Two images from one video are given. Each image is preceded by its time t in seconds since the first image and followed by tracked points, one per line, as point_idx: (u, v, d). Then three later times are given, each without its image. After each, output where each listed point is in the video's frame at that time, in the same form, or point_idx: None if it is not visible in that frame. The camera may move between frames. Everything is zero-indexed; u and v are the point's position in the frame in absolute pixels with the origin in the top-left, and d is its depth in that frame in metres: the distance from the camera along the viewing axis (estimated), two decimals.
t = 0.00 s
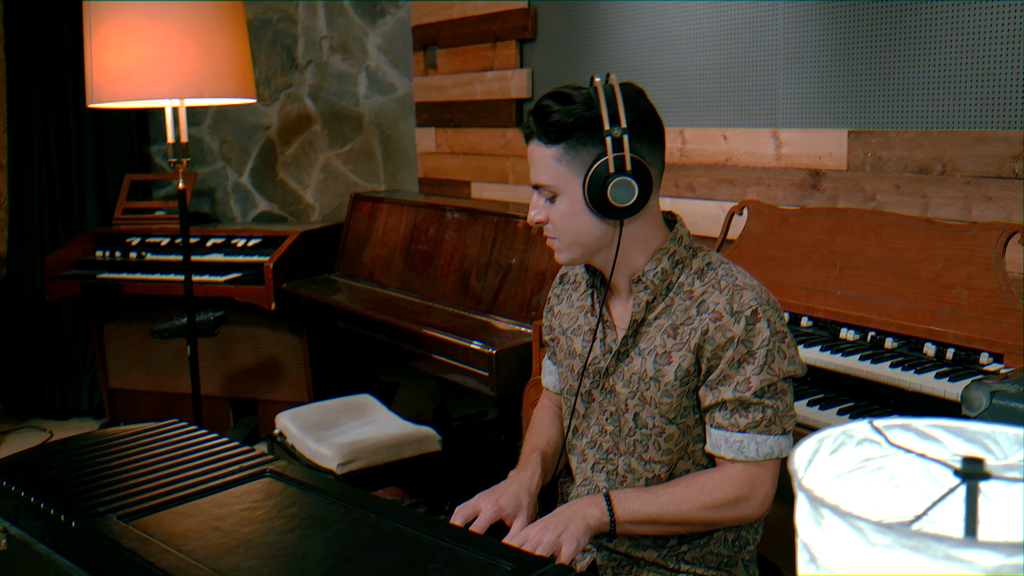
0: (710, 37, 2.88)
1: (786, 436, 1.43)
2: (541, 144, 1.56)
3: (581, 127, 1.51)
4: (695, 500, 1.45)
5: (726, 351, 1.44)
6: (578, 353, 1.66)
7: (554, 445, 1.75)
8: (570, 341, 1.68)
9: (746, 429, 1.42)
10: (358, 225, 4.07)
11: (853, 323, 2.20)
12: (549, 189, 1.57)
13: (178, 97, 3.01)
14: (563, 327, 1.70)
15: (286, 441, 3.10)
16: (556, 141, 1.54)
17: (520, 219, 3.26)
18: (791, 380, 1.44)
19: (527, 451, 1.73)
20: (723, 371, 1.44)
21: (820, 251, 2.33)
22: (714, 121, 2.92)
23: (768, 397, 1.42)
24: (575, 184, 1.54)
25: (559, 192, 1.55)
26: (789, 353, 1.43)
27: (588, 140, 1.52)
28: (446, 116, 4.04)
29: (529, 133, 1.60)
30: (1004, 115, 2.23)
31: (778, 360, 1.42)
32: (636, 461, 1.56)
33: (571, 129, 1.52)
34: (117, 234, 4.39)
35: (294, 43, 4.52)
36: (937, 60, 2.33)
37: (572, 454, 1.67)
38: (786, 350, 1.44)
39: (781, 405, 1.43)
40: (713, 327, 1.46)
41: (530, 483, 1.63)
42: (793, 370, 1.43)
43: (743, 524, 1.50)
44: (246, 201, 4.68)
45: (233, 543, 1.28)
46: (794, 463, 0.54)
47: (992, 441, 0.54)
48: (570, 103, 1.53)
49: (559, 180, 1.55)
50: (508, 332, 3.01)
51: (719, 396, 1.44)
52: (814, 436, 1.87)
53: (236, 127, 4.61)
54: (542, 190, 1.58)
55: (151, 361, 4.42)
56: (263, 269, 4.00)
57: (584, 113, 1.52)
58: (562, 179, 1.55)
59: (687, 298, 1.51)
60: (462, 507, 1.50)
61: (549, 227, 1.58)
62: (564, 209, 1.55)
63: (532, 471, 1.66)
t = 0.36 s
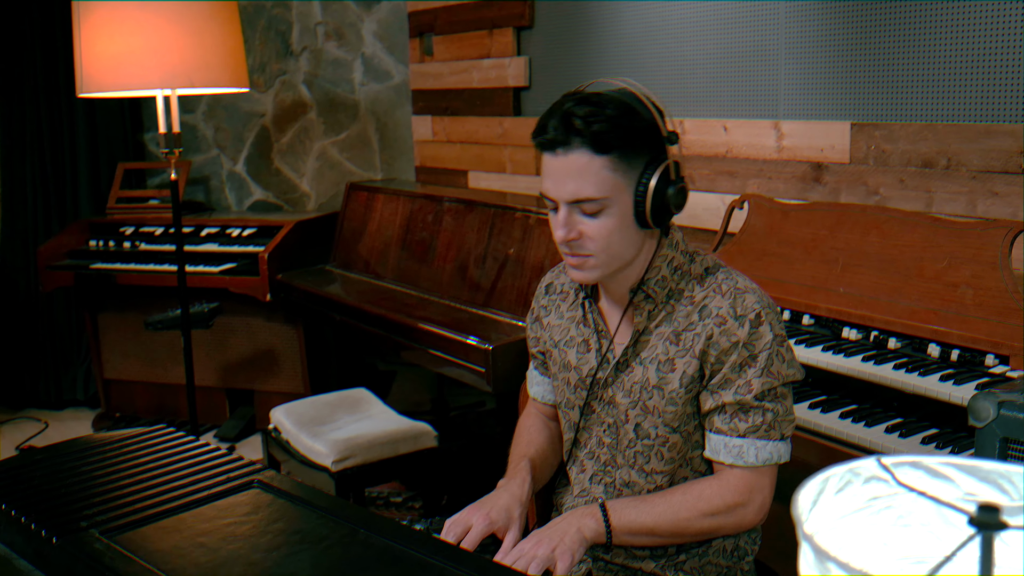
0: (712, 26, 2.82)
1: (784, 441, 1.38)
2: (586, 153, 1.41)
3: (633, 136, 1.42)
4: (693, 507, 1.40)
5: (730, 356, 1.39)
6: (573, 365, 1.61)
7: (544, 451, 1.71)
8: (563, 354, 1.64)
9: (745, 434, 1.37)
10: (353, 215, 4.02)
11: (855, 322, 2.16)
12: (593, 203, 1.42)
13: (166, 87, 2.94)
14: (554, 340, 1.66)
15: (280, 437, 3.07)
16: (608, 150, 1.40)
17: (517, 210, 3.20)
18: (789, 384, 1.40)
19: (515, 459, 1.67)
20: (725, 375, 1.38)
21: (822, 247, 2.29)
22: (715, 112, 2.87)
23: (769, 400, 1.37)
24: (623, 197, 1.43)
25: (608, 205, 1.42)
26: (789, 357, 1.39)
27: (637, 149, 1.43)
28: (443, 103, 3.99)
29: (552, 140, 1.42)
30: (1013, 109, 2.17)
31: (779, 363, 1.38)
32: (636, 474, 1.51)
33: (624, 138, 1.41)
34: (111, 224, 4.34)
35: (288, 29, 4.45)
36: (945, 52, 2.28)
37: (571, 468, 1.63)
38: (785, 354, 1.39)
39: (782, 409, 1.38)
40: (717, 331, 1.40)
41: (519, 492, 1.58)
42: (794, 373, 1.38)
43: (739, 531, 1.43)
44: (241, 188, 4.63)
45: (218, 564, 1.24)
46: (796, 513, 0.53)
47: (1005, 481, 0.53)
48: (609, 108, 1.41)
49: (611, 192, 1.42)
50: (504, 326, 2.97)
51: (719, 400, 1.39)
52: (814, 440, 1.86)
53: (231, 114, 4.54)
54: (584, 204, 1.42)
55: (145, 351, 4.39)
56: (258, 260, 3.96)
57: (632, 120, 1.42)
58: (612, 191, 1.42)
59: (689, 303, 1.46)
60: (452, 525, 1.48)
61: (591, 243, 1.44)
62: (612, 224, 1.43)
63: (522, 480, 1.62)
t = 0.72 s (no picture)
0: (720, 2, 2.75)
1: (800, 434, 1.34)
2: (637, 144, 1.34)
3: (688, 133, 1.36)
4: (707, 502, 1.36)
5: (753, 346, 1.34)
6: (582, 356, 1.55)
7: (540, 439, 1.67)
8: (571, 344, 1.57)
9: (762, 425, 1.33)
10: (354, 193, 3.96)
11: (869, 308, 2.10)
12: (635, 195, 1.37)
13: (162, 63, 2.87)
14: (558, 330, 1.60)
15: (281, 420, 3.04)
16: (660, 145, 1.34)
17: (521, 191, 3.14)
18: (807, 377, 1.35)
19: (513, 449, 1.62)
20: (746, 365, 1.34)
21: (834, 230, 2.23)
22: (723, 91, 2.81)
23: (789, 391, 1.33)
24: (665, 194, 1.38)
25: (650, 201, 1.37)
26: (806, 349, 1.34)
27: (687, 146, 1.37)
28: (445, 81, 3.92)
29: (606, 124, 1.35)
30: None
31: (800, 352, 1.34)
32: (649, 467, 1.47)
33: (678, 134, 1.34)
34: (108, 202, 4.29)
35: (287, 5, 4.37)
36: (961, 29, 2.21)
37: (577, 462, 1.57)
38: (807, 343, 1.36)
39: (800, 401, 1.33)
40: (743, 322, 1.36)
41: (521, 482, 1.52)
42: (812, 364, 1.34)
43: (752, 526, 1.40)
44: (241, 166, 4.56)
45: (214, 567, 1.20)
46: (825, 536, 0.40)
47: None
48: (666, 99, 1.34)
49: (655, 189, 1.36)
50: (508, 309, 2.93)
51: (738, 391, 1.35)
52: (826, 430, 1.82)
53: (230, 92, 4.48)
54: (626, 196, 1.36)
55: (144, 331, 4.35)
56: (258, 240, 3.91)
57: (689, 116, 1.36)
58: (656, 188, 1.36)
59: (710, 293, 1.41)
60: (454, 520, 1.40)
61: (624, 236, 1.38)
62: (649, 220, 1.38)
63: (522, 471, 1.55)
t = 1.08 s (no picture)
0: None
1: (827, 434, 1.29)
2: (597, 105, 1.30)
3: (655, 96, 1.28)
4: (726, 507, 1.33)
5: (768, 343, 1.28)
6: (596, 341, 1.50)
7: (565, 436, 1.63)
8: (586, 327, 1.52)
9: (784, 428, 1.28)
10: (357, 169, 3.89)
11: (888, 293, 2.03)
12: (598, 160, 1.32)
13: (160, 35, 2.78)
14: (577, 312, 1.55)
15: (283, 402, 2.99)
16: (621, 108, 1.28)
17: (527, 168, 3.07)
18: (834, 372, 1.29)
19: (535, 446, 1.59)
20: (763, 364, 1.28)
21: (852, 211, 2.17)
22: (736, 65, 2.73)
23: (812, 391, 1.27)
24: (634, 161, 1.31)
25: (613, 166, 1.31)
26: (833, 344, 1.28)
27: (658, 111, 1.29)
28: (449, 54, 3.83)
29: (571, 87, 1.32)
30: None
31: (823, 351, 1.27)
32: (661, 461, 1.41)
33: (642, 98, 1.27)
34: (108, 178, 4.23)
35: None
36: None
37: (590, 451, 1.53)
38: (831, 341, 1.28)
39: (826, 401, 1.28)
40: (755, 316, 1.29)
41: (538, 483, 1.49)
42: (837, 361, 1.27)
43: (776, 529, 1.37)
44: (242, 142, 4.53)
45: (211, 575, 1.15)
46: None
47: None
48: (639, 63, 1.27)
49: (616, 153, 1.30)
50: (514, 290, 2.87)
51: (757, 391, 1.29)
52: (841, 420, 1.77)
53: (230, 65, 4.42)
54: (589, 160, 1.32)
55: (145, 309, 4.30)
56: (259, 217, 3.84)
57: (656, 78, 1.27)
58: (620, 152, 1.30)
59: (723, 282, 1.34)
60: (468, 521, 1.39)
61: (591, 203, 1.34)
62: (616, 187, 1.32)
63: (542, 471, 1.53)
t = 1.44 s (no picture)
0: None
1: (853, 433, 1.22)
2: (617, 89, 1.21)
3: (677, 73, 1.20)
4: (744, 507, 1.26)
5: (794, 337, 1.21)
6: (613, 330, 1.44)
7: (569, 433, 1.59)
8: (602, 316, 1.46)
9: (809, 425, 1.21)
10: (359, 143, 3.81)
11: (908, 276, 1.97)
12: (627, 148, 1.22)
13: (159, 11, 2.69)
14: (592, 299, 1.48)
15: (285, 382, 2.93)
16: (644, 87, 1.20)
17: (534, 143, 3.00)
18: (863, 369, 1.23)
19: (540, 442, 1.55)
20: (787, 358, 1.22)
21: (871, 190, 2.10)
22: (750, 37, 2.65)
23: (838, 389, 1.20)
24: (665, 143, 1.22)
25: (644, 151, 1.22)
26: (863, 339, 1.21)
27: (683, 88, 1.21)
28: (453, 25, 3.74)
29: (585, 76, 1.23)
30: None
31: (853, 346, 1.20)
32: (678, 456, 1.36)
33: (664, 74, 1.19)
34: (106, 151, 4.16)
35: None
36: None
37: (602, 443, 1.47)
38: (861, 336, 1.22)
39: (854, 399, 1.21)
40: (781, 308, 1.22)
41: (541, 484, 1.46)
42: (867, 357, 1.21)
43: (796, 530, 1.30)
44: (242, 114, 4.44)
45: None
46: None
47: None
48: (650, 39, 1.20)
49: (647, 138, 1.21)
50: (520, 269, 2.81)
51: (781, 386, 1.22)
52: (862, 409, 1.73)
53: (228, 35, 4.32)
54: (615, 149, 1.23)
55: (146, 285, 4.25)
56: (261, 192, 3.78)
57: (676, 55, 1.20)
58: (650, 136, 1.21)
59: (748, 272, 1.28)
60: (468, 528, 1.34)
61: (625, 194, 1.24)
62: (649, 175, 1.23)
63: (546, 469, 1.49)
